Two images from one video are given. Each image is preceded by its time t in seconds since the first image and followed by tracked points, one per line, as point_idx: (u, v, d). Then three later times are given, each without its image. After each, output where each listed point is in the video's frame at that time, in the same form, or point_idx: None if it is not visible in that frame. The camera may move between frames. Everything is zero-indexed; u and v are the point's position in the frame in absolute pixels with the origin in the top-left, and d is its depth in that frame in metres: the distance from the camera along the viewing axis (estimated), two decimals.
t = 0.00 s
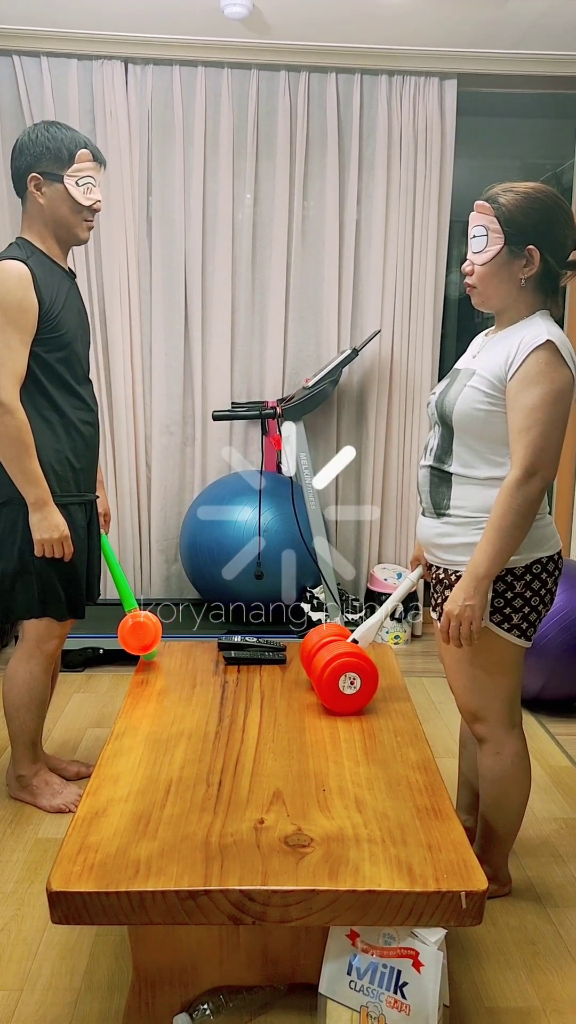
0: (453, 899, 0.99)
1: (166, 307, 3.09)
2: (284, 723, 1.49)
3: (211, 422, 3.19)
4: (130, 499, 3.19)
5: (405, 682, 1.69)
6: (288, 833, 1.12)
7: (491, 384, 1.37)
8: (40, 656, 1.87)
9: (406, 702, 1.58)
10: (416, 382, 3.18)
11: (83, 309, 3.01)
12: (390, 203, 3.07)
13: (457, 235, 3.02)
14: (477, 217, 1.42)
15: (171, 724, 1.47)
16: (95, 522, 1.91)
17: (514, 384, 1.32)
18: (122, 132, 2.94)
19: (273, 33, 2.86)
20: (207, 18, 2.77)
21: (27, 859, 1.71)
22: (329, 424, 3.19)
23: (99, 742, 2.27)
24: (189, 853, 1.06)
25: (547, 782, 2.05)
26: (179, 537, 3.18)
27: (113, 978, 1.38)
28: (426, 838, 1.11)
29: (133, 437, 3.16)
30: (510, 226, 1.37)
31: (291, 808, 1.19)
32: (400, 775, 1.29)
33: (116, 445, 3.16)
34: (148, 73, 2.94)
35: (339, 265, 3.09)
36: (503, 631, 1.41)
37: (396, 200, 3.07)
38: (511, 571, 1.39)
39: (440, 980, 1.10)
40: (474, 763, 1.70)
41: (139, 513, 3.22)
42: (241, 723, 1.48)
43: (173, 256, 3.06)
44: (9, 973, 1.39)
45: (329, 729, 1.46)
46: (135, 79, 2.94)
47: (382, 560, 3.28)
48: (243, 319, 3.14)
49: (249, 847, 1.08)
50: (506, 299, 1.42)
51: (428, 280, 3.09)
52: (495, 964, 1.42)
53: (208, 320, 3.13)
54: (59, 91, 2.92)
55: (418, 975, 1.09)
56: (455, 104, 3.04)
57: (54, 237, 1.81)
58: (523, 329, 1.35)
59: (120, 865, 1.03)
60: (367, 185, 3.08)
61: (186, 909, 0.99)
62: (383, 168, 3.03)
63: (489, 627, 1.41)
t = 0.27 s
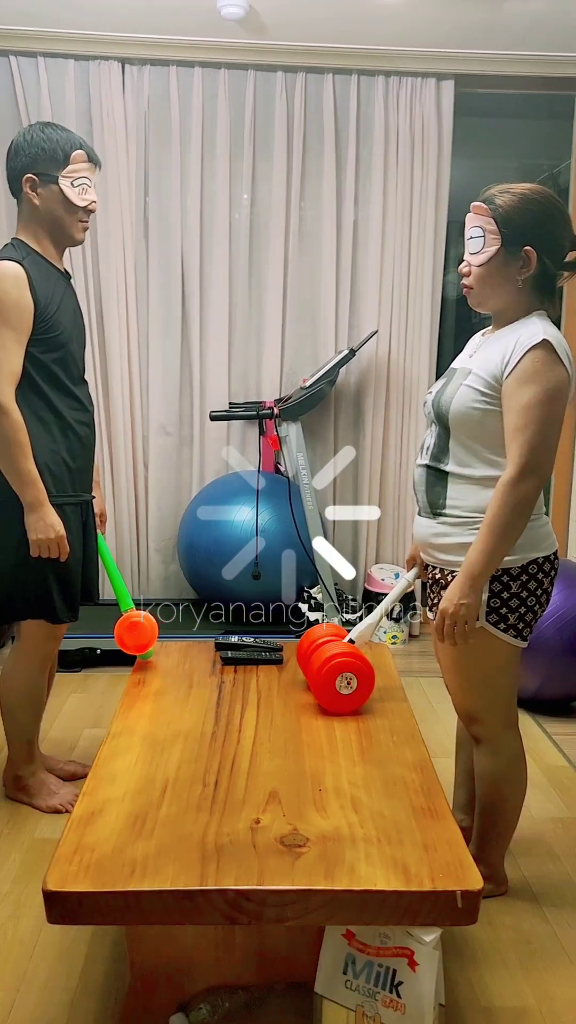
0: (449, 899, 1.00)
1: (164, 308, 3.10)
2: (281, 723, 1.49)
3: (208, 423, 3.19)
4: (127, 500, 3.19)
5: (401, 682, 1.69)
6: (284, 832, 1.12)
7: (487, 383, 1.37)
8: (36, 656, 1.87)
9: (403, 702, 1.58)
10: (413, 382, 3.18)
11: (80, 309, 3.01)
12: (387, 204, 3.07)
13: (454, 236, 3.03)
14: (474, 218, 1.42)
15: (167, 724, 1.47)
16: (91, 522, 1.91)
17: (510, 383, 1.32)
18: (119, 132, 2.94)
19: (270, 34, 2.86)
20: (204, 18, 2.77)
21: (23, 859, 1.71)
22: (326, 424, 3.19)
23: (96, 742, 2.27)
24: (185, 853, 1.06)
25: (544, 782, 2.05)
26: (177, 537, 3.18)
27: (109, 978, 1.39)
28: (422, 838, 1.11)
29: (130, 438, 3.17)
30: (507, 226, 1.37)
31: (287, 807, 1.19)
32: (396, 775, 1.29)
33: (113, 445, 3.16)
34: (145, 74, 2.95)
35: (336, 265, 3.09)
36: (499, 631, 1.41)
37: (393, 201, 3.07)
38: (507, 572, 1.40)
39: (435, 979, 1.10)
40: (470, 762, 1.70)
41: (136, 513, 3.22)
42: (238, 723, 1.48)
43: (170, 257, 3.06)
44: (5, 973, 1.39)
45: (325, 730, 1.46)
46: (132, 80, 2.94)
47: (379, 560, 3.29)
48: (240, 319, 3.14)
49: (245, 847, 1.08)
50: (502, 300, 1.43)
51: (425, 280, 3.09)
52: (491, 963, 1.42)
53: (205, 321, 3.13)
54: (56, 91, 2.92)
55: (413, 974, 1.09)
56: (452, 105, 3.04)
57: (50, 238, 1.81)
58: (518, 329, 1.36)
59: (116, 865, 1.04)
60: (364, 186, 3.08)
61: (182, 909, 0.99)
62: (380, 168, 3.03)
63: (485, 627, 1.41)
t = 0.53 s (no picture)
0: (447, 898, 1.00)
1: (163, 307, 3.10)
2: (280, 722, 1.49)
3: (208, 422, 3.20)
4: (127, 500, 3.19)
5: (400, 682, 1.69)
6: (282, 832, 1.12)
7: (485, 383, 1.37)
8: (35, 656, 1.88)
9: (402, 701, 1.59)
10: (412, 382, 3.18)
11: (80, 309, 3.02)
12: (386, 203, 3.07)
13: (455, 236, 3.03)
14: (473, 217, 1.42)
15: (166, 723, 1.47)
16: (90, 522, 1.91)
17: (508, 383, 1.32)
18: (118, 131, 2.94)
19: (270, 33, 2.86)
20: (203, 18, 2.78)
21: (23, 858, 1.72)
22: (325, 424, 3.20)
23: (96, 742, 2.27)
24: (183, 852, 1.07)
25: (543, 781, 2.06)
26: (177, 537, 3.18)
27: (108, 976, 1.39)
28: (420, 837, 1.11)
29: (130, 437, 3.17)
30: (505, 226, 1.38)
31: (285, 807, 1.19)
32: (394, 774, 1.29)
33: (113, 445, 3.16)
34: (145, 73, 2.95)
35: (336, 264, 3.09)
36: (497, 630, 1.41)
37: (393, 200, 3.07)
38: (505, 571, 1.40)
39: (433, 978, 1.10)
40: (469, 762, 1.71)
41: (136, 513, 3.22)
42: (236, 722, 1.48)
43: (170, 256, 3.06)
44: (4, 972, 1.39)
45: (324, 729, 1.46)
46: (132, 79, 2.95)
47: (379, 560, 3.29)
48: (240, 318, 3.15)
49: (243, 846, 1.08)
50: (500, 300, 1.43)
51: (424, 280, 3.09)
52: (489, 962, 1.42)
53: (205, 320, 3.13)
54: (56, 91, 2.93)
55: (411, 973, 1.09)
56: (452, 104, 3.04)
57: (49, 238, 1.82)
58: (517, 329, 1.36)
59: (114, 864, 1.04)
60: (364, 185, 3.08)
61: (181, 908, 0.99)
62: (380, 168, 3.03)
63: (483, 627, 1.41)
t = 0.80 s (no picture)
0: (449, 897, 1.00)
1: (166, 306, 3.10)
2: (282, 721, 1.49)
3: (211, 421, 3.20)
4: (130, 498, 3.19)
5: (402, 681, 1.69)
6: (285, 830, 1.12)
7: (488, 382, 1.37)
8: (39, 654, 1.88)
9: (404, 700, 1.59)
10: (415, 381, 3.18)
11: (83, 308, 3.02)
12: (389, 202, 3.07)
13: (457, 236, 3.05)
14: (477, 216, 1.43)
15: (169, 721, 1.48)
16: (93, 520, 1.92)
17: (510, 382, 1.32)
18: (122, 130, 2.95)
19: (273, 32, 2.86)
20: (207, 17, 2.78)
21: (26, 856, 1.72)
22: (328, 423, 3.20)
23: (99, 740, 2.27)
24: (186, 850, 1.07)
25: (545, 781, 2.06)
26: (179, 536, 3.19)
27: (112, 974, 1.39)
28: (423, 836, 1.12)
29: (133, 436, 3.17)
30: (509, 225, 1.37)
31: (288, 805, 1.19)
32: (397, 773, 1.29)
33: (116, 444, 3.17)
34: (148, 72, 2.95)
35: (339, 263, 3.09)
36: (499, 630, 1.41)
37: (396, 199, 3.07)
38: (508, 571, 1.40)
39: (435, 975, 1.10)
40: (471, 761, 1.71)
41: (138, 511, 3.22)
42: (239, 721, 1.49)
43: (173, 255, 3.06)
44: (7, 968, 1.40)
45: (326, 728, 1.47)
46: (135, 78, 2.95)
47: (381, 559, 3.29)
48: (243, 317, 3.15)
49: (246, 843, 1.08)
50: (503, 299, 1.43)
51: (427, 279, 3.09)
52: (491, 961, 1.43)
53: (208, 320, 3.13)
54: (59, 90, 2.93)
55: (413, 970, 1.09)
56: (455, 103, 3.04)
57: (52, 237, 1.82)
58: (520, 328, 1.36)
59: (117, 861, 1.04)
60: (367, 184, 3.08)
61: (184, 905, 0.99)
62: (383, 167, 3.03)
63: (485, 627, 1.41)
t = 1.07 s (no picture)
0: (453, 894, 1.00)
1: (171, 304, 3.11)
2: (286, 719, 1.49)
3: (216, 419, 3.20)
4: (134, 496, 3.20)
5: (406, 679, 1.69)
6: (289, 827, 1.13)
7: (492, 380, 1.37)
8: (44, 651, 1.89)
9: (408, 698, 1.59)
10: (420, 380, 3.18)
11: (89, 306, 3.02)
12: (395, 201, 3.07)
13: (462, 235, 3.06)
14: (483, 214, 1.42)
15: (173, 718, 1.48)
16: (98, 517, 1.92)
17: (515, 380, 1.32)
18: (127, 128, 2.95)
19: (279, 30, 2.86)
20: (212, 16, 2.78)
21: (30, 852, 1.73)
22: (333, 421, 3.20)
23: (103, 737, 2.28)
24: (191, 847, 1.07)
25: (549, 779, 2.06)
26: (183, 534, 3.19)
27: (116, 970, 1.40)
28: (426, 834, 1.12)
29: (138, 434, 3.18)
30: (515, 224, 1.37)
31: (292, 802, 1.20)
32: (400, 771, 1.29)
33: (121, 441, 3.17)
34: (154, 70, 2.95)
35: (344, 262, 3.09)
36: (503, 628, 1.41)
37: (401, 198, 3.07)
38: (511, 570, 1.40)
39: (439, 973, 1.10)
40: (474, 760, 1.71)
41: (143, 509, 3.23)
42: (243, 719, 1.49)
43: (178, 254, 3.07)
44: (12, 964, 1.40)
45: (330, 725, 1.47)
46: (141, 76, 2.95)
47: (385, 557, 3.29)
48: (247, 315, 3.15)
49: (250, 841, 1.09)
50: (509, 298, 1.43)
51: (432, 278, 3.09)
52: (494, 959, 1.43)
53: (213, 318, 3.13)
54: (65, 88, 2.93)
55: (417, 968, 1.09)
56: (461, 102, 3.03)
57: (58, 235, 1.82)
58: (524, 327, 1.36)
59: (122, 858, 1.04)
60: (372, 183, 3.08)
61: (188, 902, 1.00)
62: (388, 166, 3.03)
63: (488, 625, 1.41)
